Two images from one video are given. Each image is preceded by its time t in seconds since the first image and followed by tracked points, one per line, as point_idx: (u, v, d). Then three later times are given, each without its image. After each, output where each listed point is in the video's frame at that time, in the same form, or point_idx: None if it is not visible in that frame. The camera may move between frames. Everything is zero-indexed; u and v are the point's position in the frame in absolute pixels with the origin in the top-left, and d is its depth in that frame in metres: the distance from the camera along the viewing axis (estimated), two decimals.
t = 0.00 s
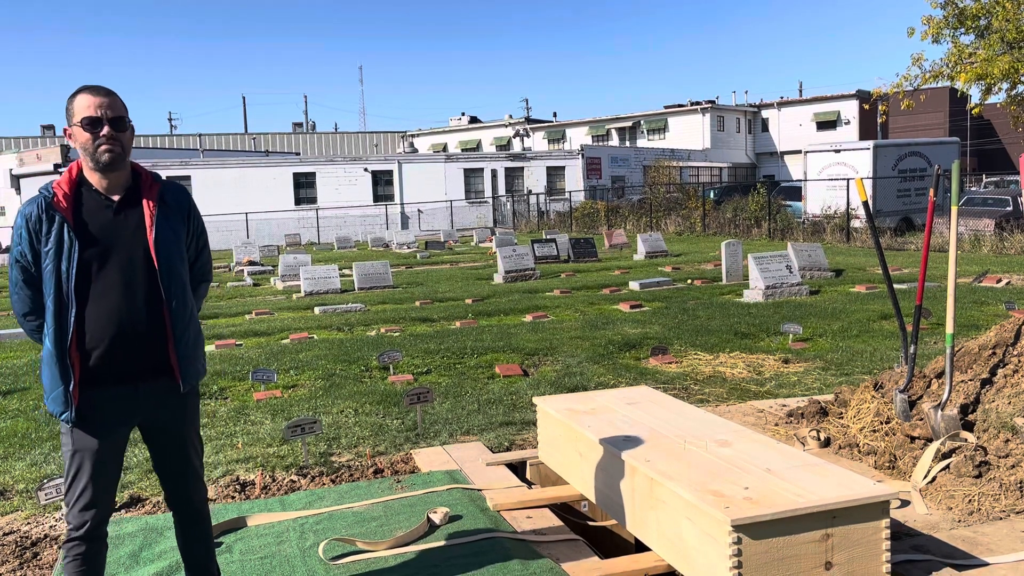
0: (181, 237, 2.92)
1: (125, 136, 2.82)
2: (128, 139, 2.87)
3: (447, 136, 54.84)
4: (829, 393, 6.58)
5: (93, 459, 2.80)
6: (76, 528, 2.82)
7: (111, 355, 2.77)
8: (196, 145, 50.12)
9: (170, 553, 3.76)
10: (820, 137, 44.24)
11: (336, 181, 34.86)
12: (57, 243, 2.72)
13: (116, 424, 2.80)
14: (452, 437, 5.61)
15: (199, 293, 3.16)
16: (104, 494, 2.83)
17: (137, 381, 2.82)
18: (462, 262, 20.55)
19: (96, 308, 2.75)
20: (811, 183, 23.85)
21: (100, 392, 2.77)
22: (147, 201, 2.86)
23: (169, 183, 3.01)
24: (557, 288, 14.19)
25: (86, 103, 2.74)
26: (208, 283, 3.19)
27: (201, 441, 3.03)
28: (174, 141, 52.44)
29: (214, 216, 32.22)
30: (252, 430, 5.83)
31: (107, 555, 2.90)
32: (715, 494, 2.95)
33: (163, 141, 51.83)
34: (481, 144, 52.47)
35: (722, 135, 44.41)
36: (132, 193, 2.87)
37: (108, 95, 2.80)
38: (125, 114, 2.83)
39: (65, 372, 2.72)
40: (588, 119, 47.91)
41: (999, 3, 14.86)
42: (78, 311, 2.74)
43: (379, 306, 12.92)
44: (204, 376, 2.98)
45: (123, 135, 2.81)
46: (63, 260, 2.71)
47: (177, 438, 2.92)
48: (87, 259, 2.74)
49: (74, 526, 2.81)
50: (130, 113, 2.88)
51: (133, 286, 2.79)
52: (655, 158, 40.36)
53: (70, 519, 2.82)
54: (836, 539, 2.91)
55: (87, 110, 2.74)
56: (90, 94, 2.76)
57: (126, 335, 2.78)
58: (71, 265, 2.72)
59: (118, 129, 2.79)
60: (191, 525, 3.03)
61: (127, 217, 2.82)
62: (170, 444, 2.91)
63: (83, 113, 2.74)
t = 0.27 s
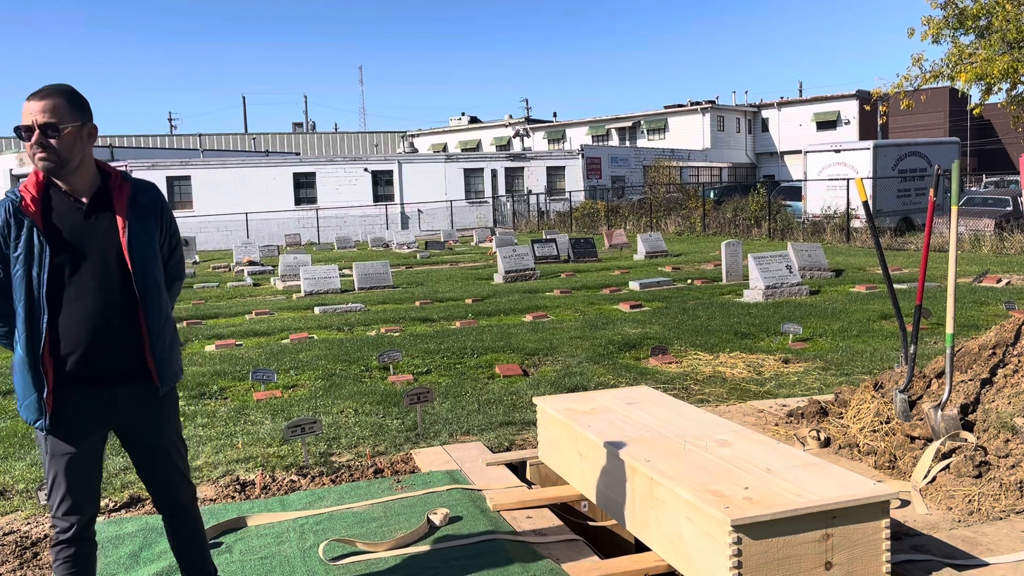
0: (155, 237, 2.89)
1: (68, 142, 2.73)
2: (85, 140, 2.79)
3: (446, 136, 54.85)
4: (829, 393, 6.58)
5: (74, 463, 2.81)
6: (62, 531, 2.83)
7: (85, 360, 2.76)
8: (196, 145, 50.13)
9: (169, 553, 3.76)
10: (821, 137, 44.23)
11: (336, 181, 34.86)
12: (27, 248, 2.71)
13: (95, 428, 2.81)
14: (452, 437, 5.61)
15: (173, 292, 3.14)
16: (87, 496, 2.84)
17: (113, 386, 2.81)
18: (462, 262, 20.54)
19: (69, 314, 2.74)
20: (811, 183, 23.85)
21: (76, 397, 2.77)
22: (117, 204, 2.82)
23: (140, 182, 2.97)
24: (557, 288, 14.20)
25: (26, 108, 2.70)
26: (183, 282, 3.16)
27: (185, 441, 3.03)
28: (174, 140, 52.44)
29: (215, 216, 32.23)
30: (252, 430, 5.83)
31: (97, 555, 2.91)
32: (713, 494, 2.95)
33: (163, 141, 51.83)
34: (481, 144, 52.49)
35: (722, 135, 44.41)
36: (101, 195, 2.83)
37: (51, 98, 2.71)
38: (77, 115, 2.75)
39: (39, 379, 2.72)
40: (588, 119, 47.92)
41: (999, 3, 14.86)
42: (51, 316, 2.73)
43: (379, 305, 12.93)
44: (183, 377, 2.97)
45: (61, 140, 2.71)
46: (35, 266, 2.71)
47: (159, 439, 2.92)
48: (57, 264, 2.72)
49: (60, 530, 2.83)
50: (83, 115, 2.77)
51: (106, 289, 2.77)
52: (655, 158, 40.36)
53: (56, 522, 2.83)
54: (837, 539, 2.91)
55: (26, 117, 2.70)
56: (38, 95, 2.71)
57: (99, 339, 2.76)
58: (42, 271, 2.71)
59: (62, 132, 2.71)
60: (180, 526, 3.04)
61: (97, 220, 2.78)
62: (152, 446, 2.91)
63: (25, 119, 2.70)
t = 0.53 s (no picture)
0: (144, 236, 2.90)
1: (46, 145, 2.71)
2: (66, 142, 2.77)
3: (446, 136, 54.85)
4: (829, 393, 6.58)
5: (70, 464, 2.80)
6: (60, 532, 2.82)
7: (77, 360, 2.76)
8: (196, 145, 50.13)
9: (169, 553, 3.76)
10: (821, 137, 44.22)
11: (336, 181, 34.86)
12: (15, 250, 2.70)
13: (90, 428, 2.81)
14: (452, 437, 5.61)
15: (164, 289, 3.15)
16: (84, 496, 2.84)
17: (107, 385, 2.81)
18: (462, 262, 20.54)
19: (59, 315, 2.73)
20: (812, 183, 23.85)
21: (69, 398, 2.77)
22: (105, 204, 2.83)
23: (126, 180, 2.97)
24: (557, 288, 14.19)
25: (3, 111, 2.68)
26: (173, 280, 3.17)
27: (181, 440, 3.03)
28: (174, 140, 52.43)
29: (215, 216, 32.22)
30: (252, 430, 5.84)
31: (95, 556, 2.90)
32: (713, 495, 2.95)
33: (163, 141, 51.82)
34: (481, 144, 52.50)
35: (722, 135, 44.41)
36: (88, 195, 2.84)
37: (29, 101, 2.69)
38: (57, 118, 2.72)
39: (28, 381, 2.71)
40: (588, 119, 47.92)
41: (999, 3, 14.85)
42: (40, 318, 2.73)
43: (379, 306, 12.92)
44: (177, 374, 2.98)
45: (39, 144, 2.69)
46: (23, 268, 2.70)
47: (156, 438, 2.92)
48: (46, 265, 2.72)
49: (57, 530, 2.82)
50: (63, 117, 2.75)
51: (96, 288, 2.77)
52: (655, 158, 40.36)
53: (53, 523, 2.82)
54: (837, 539, 2.91)
55: (3, 120, 2.69)
56: (16, 96, 2.69)
57: (91, 339, 2.76)
58: (29, 272, 2.70)
59: (38, 134, 2.69)
60: (178, 524, 3.04)
61: (85, 220, 2.79)
62: (149, 445, 2.91)
63: (3, 121, 2.69)
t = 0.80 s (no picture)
0: (155, 235, 2.89)
1: (55, 145, 2.69)
2: (75, 142, 2.75)
3: (446, 136, 54.85)
4: (828, 393, 6.58)
5: (77, 462, 2.81)
6: (65, 530, 2.84)
7: (86, 358, 2.76)
8: (196, 145, 50.14)
9: (169, 553, 3.76)
10: (821, 137, 44.22)
11: (336, 181, 34.87)
12: (26, 248, 2.71)
13: (98, 427, 2.81)
14: (452, 437, 5.61)
15: (176, 289, 3.14)
16: (90, 495, 2.84)
17: (116, 383, 2.81)
18: (462, 262, 20.55)
19: (69, 312, 2.74)
20: (812, 183, 23.85)
21: (78, 396, 2.77)
22: (115, 202, 2.82)
23: (137, 179, 2.96)
24: (556, 288, 14.19)
25: (14, 110, 2.67)
26: (184, 278, 3.16)
27: (189, 439, 3.03)
28: (174, 140, 52.43)
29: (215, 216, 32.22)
30: (252, 430, 5.84)
31: (99, 554, 2.91)
32: (713, 495, 2.95)
33: (163, 141, 51.82)
34: (481, 143, 52.50)
35: (722, 135, 44.40)
36: (100, 193, 2.83)
37: (39, 100, 2.67)
38: (67, 118, 2.70)
39: (37, 378, 2.72)
40: (588, 119, 47.92)
41: (999, 3, 14.83)
42: (50, 315, 2.73)
43: (379, 306, 12.92)
44: (186, 373, 2.97)
45: (47, 143, 2.68)
46: (33, 265, 2.70)
47: (163, 437, 2.92)
48: (56, 263, 2.72)
49: (63, 529, 2.83)
50: (73, 117, 2.72)
51: (105, 286, 2.77)
52: (655, 158, 40.37)
53: (59, 521, 2.84)
54: (837, 539, 2.91)
55: (13, 119, 2.67)
56: (27, 96, 2.68)
57: (101, 337, 2.76)
58: (40, 270, 2.70)
59: (47, 135, 2.67)
60: (183, 523, 3.04)
61: (94, 218, 2.78)
62: (156, 444, 2.91)
63: (13, 120, 2.68)
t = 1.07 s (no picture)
0: (176, 235, 2.91)
1: (83, 143, 2.72)
2: (103, 142, 2.78)
3: (447, 136, 54.85)
4: (828, 393, 6.58)
5: (90, 458, 2.79)
6: (74, 528, 2.82)
7: (106, 354, 2.77)
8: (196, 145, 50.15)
9: (170, 553, 3.76)
10: (821, 137, 44.22)
11: (336, 181, 34.88)
12: (50, 243, 2.72)
13: (114, 424, 2.80)
14: (452, 437, 5.61)
15: (195, 291, 3.15)
16: (103, 494, 2.83)
17: (134, 380, 2.81)
18: (462, 262, 20.55)
19: (90, 307, 2.74)
20: (812, 183, 23.86)
21: (97, 392, 2.77)
22: (139, 201, 2.84)
23: (161, 181, 2.98)
24: (556, 288, 14.20)
25: (45, 109, 2.70)
26: (203, 281, 3.17)
27: (200, 440, 3.03)
28: (174, 140, 52.43)
29: (214, 216, 32.22)
30: (252, 430, 5.84)
31: (106, 555, 2.89)
32: (713, 494, 2.95)
33: (163, 141, 51.83)
34: (481, 143, 52.50)
35: (722, 135, 44.40)
36: (124, 192, 2.85)
37: (71, 99, 2.70)
38: (98, 118, 2.74)
39: (60, 371, 2.72)
40: (588, 119, 47.93)
41: (999, 3, 14.83)
42: (72, 309, 2.73)
43: (379, 306, 12.92)
44: (202, 373, 2.97)
45: (77, 141, 2.70)
46: (57, 260, 2.71)
47: (176, 437, 2.92)
48: (79, 258, 2.73)
49: (72, 527, 2.81)
50: (103, 118, 2.76)
51: (125, 283, 2.78)
52: (655, 158, 40.37)
53: (68, 519, 2.82)
54: (836, 539, 2.91)
55: (44, 116, 2.70)
56: (59, 96, 2.71)
57: (121, 334, 2.77)
58: (64, 264, 2.71)
59: (77, 133, 2.70)
60: (190, 524, 3.03)
61: (118, 216, 2.80)
62: (169, 443, 2.92)
63: (44, 118, 2.71)
